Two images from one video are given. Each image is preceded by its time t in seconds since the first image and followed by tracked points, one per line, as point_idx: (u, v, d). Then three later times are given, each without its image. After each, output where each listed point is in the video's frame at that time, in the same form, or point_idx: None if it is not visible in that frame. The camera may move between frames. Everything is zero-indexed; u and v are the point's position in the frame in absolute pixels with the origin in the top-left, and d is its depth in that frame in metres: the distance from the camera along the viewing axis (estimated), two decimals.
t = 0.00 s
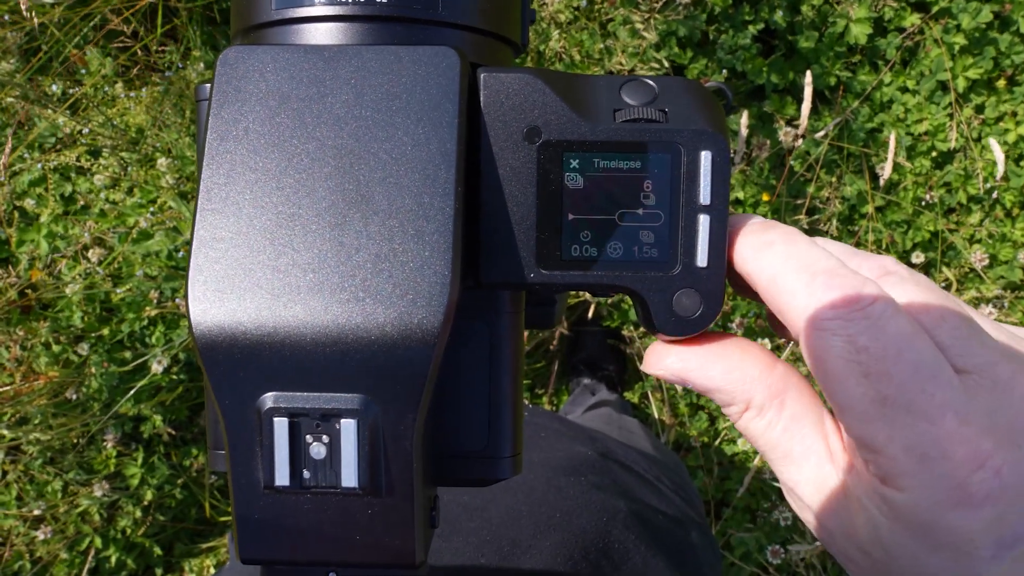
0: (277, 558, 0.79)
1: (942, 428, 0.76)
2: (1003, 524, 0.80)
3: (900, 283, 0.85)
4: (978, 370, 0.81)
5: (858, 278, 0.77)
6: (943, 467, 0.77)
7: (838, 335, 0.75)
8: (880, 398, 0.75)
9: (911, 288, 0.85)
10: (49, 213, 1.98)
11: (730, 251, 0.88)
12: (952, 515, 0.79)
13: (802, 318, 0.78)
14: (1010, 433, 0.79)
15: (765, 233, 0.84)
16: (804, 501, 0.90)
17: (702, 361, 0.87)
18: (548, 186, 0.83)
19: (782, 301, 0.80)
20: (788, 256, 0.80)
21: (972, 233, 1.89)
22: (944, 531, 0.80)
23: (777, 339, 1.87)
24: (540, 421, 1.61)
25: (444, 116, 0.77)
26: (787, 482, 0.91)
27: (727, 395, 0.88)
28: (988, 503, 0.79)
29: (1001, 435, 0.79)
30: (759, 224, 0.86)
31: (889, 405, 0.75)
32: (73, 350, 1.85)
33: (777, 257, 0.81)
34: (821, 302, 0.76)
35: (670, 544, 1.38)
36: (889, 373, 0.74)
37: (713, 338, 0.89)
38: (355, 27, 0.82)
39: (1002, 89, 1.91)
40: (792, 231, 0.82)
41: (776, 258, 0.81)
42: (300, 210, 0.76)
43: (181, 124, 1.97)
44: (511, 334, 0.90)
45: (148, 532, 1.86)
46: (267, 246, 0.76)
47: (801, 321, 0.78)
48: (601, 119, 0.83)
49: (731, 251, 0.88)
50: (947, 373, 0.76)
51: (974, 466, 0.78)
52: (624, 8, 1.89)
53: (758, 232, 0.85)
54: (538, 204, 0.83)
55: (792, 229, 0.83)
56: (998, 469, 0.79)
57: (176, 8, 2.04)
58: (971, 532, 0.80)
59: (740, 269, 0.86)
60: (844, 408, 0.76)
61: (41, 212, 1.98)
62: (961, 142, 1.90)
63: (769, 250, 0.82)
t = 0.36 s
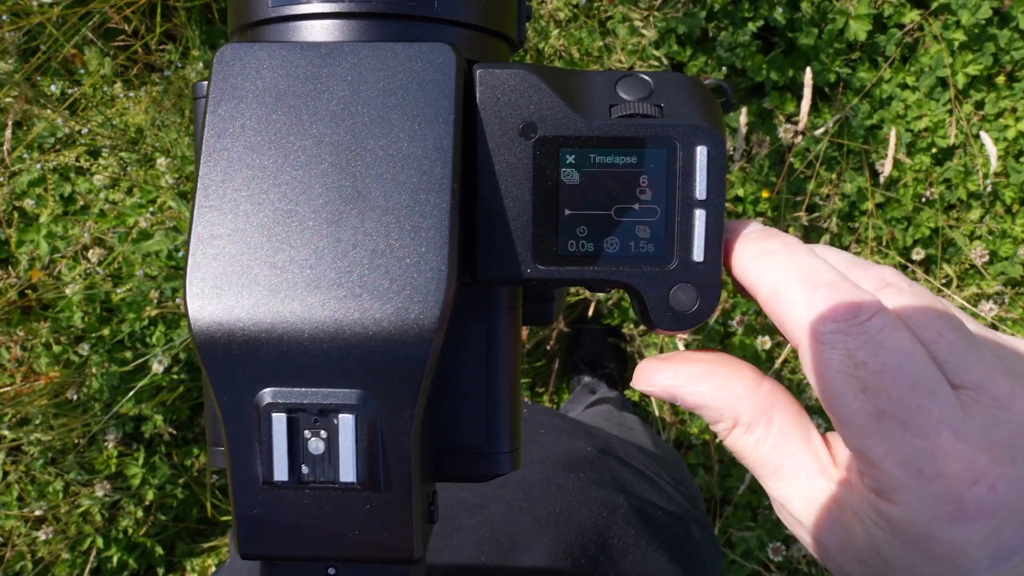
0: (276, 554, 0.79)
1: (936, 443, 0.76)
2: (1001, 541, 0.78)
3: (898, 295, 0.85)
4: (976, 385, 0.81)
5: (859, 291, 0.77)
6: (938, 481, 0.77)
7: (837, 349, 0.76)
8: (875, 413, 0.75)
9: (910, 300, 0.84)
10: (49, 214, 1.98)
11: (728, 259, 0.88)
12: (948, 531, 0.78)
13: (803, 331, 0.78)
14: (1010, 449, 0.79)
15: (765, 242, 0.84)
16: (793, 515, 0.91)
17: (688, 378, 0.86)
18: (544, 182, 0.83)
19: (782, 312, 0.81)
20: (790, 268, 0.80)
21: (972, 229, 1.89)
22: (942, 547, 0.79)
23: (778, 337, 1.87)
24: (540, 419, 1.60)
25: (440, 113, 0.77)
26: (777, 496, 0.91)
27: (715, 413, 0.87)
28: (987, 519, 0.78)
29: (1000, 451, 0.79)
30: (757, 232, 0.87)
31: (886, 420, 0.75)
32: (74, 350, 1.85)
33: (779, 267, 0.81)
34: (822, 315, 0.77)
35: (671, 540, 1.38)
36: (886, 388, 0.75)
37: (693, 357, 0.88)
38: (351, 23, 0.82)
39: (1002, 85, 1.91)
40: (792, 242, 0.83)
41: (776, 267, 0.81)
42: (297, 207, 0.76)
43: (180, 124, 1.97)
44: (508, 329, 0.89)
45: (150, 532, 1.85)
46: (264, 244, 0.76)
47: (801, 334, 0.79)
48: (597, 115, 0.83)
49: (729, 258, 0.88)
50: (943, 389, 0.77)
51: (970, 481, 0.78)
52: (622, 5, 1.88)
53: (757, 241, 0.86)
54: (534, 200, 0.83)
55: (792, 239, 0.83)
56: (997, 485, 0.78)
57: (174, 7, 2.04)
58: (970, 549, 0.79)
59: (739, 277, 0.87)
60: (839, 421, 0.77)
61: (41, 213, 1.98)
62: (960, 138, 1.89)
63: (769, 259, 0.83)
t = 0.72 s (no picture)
0: (280, 556, 0.79)
1: (939, 438, 0.76)
2: (1000, 534, 0.80)
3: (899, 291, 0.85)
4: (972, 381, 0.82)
5: (862, 288, 0.78)
6: (940, 475, 0.77)
7: (839, 344, 0.76)
8: (877, 408, 0.76)
9: (915, 296, 0.85)
10: (48, 214, 1.97)
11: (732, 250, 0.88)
12: (946, 525, 0.79)
13: (804, 324, 0.79)
14: (1010, 444, 0.80)
15: (771, 235, 0.84)
16: (790, 508, 0.91)
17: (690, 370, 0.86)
18: (547, 182, 0.83)
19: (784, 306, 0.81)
20: (795, 262, 0.81)
21: (972, 226, 1.89)
22: (942, 541, 0.80)
23: (778, 333, 1.87)
24: (542, 417, 1.60)
25: (444, 113, 0.77)
26: (773, 488, 0.91)
27: (716, 405, 0.86)
28: (985, 513, 0.79)
29: (998, 446, 0.79)
30: (761, 226, 0.86)
31: (887, 414, 0.76)
32: (74, 350, 1.85)
33: (785, 261, 0.81)
34: (825, 310, 0.77)
35: (672, 538, 1.38)
36: (889, 383, 0.75)
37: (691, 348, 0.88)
38: (354, 24, 0.82)
39: (1001, 81, 1.91)
40: (798, 235, 0.83)
41: (780, 262, 0.81)
42: (300, 208, 0.76)
43: (180, 123, 1.96)
44: (511, 330, 0.90)
45: (151, 532, 1.85)
46: (269, 245, 0.75)
47: (802, 328, 0.79)
48: (600, 115, 0.83)
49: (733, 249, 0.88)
50: (947, 385, 0.77)
51: (971, 476, 0.78)
52: (622, 3, 1.88)
53: (763, 233, 0.85)
54: (538, 200, 0.83)
55: (798, 233, 0.83)
56: (996, 479, 0.79)
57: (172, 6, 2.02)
58: (967, 542, 0.80)
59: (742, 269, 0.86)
60: (841, 414, 0.78)
61: (40, 213, 1.97)
62: (960, 135, 1.89)
63: (773, 253, 0.82)
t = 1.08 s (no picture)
0: None
1: (942, 450, 0.70)
2: (957, 557, 0.73)
3: (939, 264, 0.79)
4: (985, 398, 0.78)
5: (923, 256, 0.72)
6: (930, 491, 0.71)
7: (886, 324, 0.70)
8: (896, 404, 0.70)
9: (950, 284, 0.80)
10: (49, 196, 1.83)
11: (776, 122, 0.79)
12: (919, 542, 0.72)
13: (847, 279, 0.72)
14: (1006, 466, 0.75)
15: (833, 141, 0.75)
16: (741, 529, 0.78)
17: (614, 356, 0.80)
18: (560, 176, 0.75)
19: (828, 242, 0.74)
20: (853, 196, 0.73)
21: (1011, 207, 1.78)
22: (898, 557, 0.72)
23: (805, 321, 1.71)
24: (555, 412, 1.54)
25: (446, 101, 0.70)
26: (723, 506, 0.79)
27: (607, 402, 0.81)
28: (958, 535, 0.72)
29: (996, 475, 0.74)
30: (811, 107, 0.78)
31: (904, 414, 0.70)
32: (77, 336, 1.72)
33: (839, 188, 0.74)
34: (879, 274, 0.71)
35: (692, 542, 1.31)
36: (918, 383, 0.69)
37: (621, 339, 0.82)
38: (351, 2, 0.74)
39: None
40: (863, 157, 0.75)
41: (848, 198, 0.74)
42: (290, 206, 0.69)
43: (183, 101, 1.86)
44: (521, 335, 0.83)
45: (157, 521, 1.71)
46: (256, 246, 0.69)
47: (842, 281, 0.72)
48: (618, 102, 0.75)
49: (775, 122, 0.79)
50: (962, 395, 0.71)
51: (961, 500, 0.72)
52: None
53: (819, 121, 0.77)
54: (550, 195, 0.76)
55: (865, 152, 0.75)
56: (985, 506, 0.73)
57: None
58: (926, 562, 0.72)
59: (784, 152, 0.79)
60: (852, 398, 0.71)
61: (41, 194, 1.83)
62: (999, 111, 1.79)
63: (844, 187, 0.74)
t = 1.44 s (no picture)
0: None
1: (935, 409, 0.70)
2: (950, 519, 0.74)
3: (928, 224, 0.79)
4: (978, 358, 0.78)
5: (915, 215, 0.72)
6: (923, 450, 0.71)
7: (879, 281, 0.70)
8: (889, 362, 0.69)
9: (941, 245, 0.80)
10: (53, 194, 1.82)
11: (768, 83, 0.78)
12: (914, 504, 0.72)
13: (840, 235, 0.72)
14: (996, 426, 0.76)
15: (824, 101, 0.75)
16: (736, 497, 0.78)
17: (598, 330, 0.79)
18: (562, 175, 0.75)
19: (821, 199, 0.74)
20: (845, 153, 0.73)
21: (1014, 205, 1.78)
22: (891, 518, 0.73)
23: (808, 319, 1.71)
24: (558, 410, 1.54)
25: (448, 101, 0.70)
26: (717, 473, 0.78)
27: (596, 374, 0.79)
28: (950, 495, 0.73)
29: (989, 435, 0.75)
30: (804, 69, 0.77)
31: (898, 371, 0.69)
32: (80, 335, 1.72)
33: (831, 146, 0.73)
34: (872, 231, 0.71)
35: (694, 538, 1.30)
36: (912, 339, 0.69)
37: (604, 315, 0.81)
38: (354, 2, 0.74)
39: None
40: (855, 117, 0.74)
41: (840, 157, 0.73)
42: (292, 204, 0.69)
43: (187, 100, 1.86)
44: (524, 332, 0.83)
45: (160, 520, 1.71)
46: (259, 244, 0.69)
47: (835, 238, 0.72)
48: (619, 101, 0.75)
49: (767, 83, 0.78)
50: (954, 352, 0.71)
51: (953, 458, 0.72)
52: None
53: (810, 82, 0.76)
54: (552, 194, 0.75)
55: (857, 112, 0.75)
56: (977, 465, 0.73)
57: None
58: (918, 522, 0.73)
59: (776, 113, 0.78)
60: (844, 358, 0.71)
61: (45, 193, 1.82)
62: (1003, 109, 1.79)
63: (836, 146, 0.73)
